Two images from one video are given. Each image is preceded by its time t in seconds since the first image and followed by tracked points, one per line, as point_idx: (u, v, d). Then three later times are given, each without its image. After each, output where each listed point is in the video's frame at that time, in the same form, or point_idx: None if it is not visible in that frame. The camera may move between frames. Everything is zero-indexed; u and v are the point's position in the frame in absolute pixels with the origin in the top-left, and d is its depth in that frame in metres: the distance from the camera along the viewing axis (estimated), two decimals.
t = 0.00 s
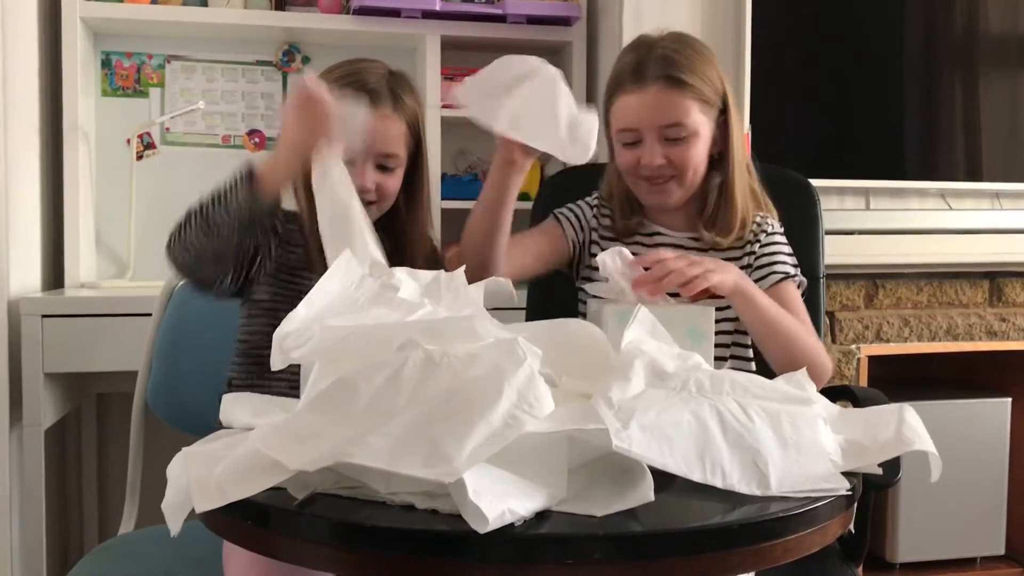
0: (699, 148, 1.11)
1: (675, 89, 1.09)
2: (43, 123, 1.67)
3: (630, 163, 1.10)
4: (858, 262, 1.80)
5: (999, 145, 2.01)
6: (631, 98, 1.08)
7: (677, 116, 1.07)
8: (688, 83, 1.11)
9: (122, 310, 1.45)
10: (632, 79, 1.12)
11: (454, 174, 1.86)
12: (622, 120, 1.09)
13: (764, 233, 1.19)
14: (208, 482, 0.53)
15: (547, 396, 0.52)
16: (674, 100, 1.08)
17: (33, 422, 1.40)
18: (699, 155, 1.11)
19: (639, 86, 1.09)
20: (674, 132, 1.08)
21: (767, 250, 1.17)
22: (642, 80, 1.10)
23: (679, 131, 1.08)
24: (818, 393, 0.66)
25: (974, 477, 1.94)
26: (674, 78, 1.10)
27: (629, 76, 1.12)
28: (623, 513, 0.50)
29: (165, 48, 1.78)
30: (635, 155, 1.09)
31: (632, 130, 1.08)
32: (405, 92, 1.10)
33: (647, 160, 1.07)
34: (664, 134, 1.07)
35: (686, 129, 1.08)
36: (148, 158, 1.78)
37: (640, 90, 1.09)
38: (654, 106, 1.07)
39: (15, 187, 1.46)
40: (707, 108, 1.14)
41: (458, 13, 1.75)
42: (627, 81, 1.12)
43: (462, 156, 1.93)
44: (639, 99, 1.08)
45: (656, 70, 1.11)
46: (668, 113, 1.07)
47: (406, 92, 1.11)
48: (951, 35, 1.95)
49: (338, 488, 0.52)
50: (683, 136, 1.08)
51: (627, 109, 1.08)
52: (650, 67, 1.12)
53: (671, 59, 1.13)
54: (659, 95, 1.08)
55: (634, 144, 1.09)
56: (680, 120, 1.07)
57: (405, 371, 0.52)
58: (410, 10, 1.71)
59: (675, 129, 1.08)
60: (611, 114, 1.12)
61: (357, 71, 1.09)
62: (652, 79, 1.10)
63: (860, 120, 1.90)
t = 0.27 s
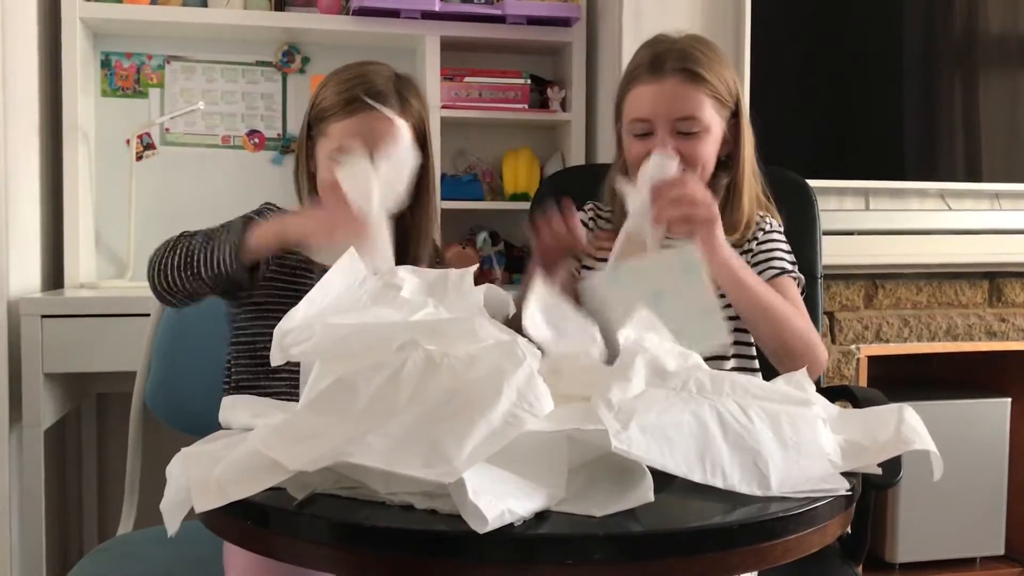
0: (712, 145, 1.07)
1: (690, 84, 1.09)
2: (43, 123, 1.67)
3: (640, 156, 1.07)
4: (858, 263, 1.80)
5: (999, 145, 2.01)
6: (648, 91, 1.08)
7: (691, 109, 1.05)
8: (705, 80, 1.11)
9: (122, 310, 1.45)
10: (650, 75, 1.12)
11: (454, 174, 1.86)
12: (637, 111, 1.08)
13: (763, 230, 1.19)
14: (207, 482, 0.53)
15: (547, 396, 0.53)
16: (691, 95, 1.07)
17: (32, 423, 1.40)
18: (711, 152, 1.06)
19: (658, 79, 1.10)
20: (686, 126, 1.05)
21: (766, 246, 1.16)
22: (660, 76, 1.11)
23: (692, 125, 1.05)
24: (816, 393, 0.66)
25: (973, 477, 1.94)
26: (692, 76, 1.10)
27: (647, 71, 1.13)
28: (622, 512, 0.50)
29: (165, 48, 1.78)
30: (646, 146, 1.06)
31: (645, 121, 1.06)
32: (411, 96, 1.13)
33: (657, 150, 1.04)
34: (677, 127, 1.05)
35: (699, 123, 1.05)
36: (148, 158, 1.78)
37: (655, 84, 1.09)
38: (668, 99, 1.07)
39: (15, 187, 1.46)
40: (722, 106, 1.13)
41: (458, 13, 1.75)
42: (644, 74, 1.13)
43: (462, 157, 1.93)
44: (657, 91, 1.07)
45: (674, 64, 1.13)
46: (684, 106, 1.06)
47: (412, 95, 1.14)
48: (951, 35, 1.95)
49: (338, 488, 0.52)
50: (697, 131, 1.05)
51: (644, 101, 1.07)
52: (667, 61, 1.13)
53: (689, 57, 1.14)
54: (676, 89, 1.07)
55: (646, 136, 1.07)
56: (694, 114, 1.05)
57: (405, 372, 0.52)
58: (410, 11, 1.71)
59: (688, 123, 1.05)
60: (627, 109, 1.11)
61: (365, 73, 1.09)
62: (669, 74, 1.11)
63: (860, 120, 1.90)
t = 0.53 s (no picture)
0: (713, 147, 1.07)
1: (691, 87, 1.09)
2: (43, 122, 1.67)
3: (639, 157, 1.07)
4: (858, 263, 1.80)
5: (999, 145, 2.01)
6: (648, 92, 1.08)
7: (692, 113, 1.05)
8: (707, 82, 1.11)
9: (121, 310, 1.45)
10: (651, 76, 1.12)
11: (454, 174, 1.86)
12: (636, 111, 1.07)
13: (758, 226, 1.19)
14: (207, 482, 0.53)
15: (547, 397, 0.52)
16: (693, 97, 1.07)
17: (33, 422, 1.40)
18: (710, 155, 1.06)
19: (659, 81, 1.09)
20: (688, 129, 1.05)
21: (759, 239, 1.16)
22: (662, 77, 1.10)
23: (694, 128, 1.05)
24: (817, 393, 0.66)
25: (973, 477, 1.94)
26: (693, 77, 1.10)
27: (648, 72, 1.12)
28: (623, 512, 0.50)
29: (165, 48, 1.78)
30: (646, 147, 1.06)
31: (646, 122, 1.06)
32: (412, 96, 1.11)
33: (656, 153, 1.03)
34: (678, 129, 1.05)
35: (700, 126, 1.05)
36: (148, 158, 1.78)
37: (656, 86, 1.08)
38: (669, 102, 1.06)
39: (15, 188, 1.46)
40: (722, 109, 1.12)
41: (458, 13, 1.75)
42: (645, 74, 1.13)
43: (462, 157, 1.93)
44: (657, 92, 1.07)
45: (677, 65, 1.12)
46: (685, 108, 1.05)
47: (412, 95, 1.12)
48: (951, 35, 1.95)
49: (338, 488, 0.52)
50: (698, 134, 1.05)
51: (644, 101, 1.07)
52: (669, 62, 1.13)
53: (690, 58, 1.13)
54: (677, 91, 1.07)
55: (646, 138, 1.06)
56: (696, 117, 1.05)
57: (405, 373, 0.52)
58: (410, 11, 1.71)
59: (689, 126, 1.05)
60: (627, 109, 1.11)
61: (365, 71, 1.09)
62: (672, 75, 1.10)
63: (860, 120, 1.90)
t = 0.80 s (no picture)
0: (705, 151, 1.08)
1: (686, 91, 1.08)
2: (43, 122, 1.67)
3: (634, 162, 1.08)
4: (858, 263, 1.80)
5: (998, 145, 2.01)
6: (639, 96, 1.08)
7: (686, 116, 1.05)
8: (700, 85, 1.11)
9: (121, 310, 1.45)
10: (643, 79, 1.11)
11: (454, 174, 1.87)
12: (631, 116, 1.07)
13: (755, 228, 1.19)
14: (206, 482, 0.53)
15: (548, 398, 0.53)
16: (686, 100, 1.07)
17: (32, 422, 1.40)
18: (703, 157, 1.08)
19: (652, 85, 1.09)
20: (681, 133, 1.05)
21: (758, 241, 1.16)
22: (654, 80, 1.10)
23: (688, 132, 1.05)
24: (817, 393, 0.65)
25: (973, 477, 1.94)
26: (686, 80, 1.09)
27: (641, 75, 1.12)
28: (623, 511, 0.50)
29: (165, 48, 1.78)
30: (640, 152, 1.07)
31: (640, 127, 1.06)
32: (413, 97, 1.11)
33: (649, 158, 1.04)
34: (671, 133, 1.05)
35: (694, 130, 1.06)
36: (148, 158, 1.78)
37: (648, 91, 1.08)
38: (663, 107, 1.06)
39: (15, 188, 1.46)
40: (715, 112, 1.12)
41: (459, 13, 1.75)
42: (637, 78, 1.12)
43: (462, 157, 1.93)
44: (650, 96, 1.07)
45: (669, 69, 1.11)
46: (679, 112, 1.05)
47: (413, 96, 1.12)
48: (951, 35, 1.95)
49: (338, 488, 0.52)
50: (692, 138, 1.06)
51: (637, 106, 1.07)
52: (663, 65, 1.12)
53: (683, 60, 1.13)
54: (671, 94, 1.07)
55: (640, 143, 1.07)
56: (689, 121, 1.05)
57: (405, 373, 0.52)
58: (410, 11, 1.71)
59: (683, 130, 1.05)
60: (621, 113, 1.11)
61: (366, 73, 1.09)
62: (663, 80, 1.09)
63: (860, 120, 1.90)
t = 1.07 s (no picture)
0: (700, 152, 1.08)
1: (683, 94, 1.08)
2: (43, 122, 1.67)
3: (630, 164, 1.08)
4: (858, 263, 1.80)
5: (998, 144, 2.01)
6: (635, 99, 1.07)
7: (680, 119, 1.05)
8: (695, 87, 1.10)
9: (121, 310, 1.45)
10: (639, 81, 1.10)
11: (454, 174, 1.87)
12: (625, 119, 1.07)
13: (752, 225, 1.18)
14: (206, 483, 0.53)
15: (548, 399, 0.52)
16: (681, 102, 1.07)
17: (32, 422, 1.40)
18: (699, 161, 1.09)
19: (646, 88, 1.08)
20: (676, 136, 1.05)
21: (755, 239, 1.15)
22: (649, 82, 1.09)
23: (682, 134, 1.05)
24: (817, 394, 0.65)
25: (974, 477, 1.94)
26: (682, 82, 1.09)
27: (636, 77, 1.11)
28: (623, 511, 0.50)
29: (165, 48, 1.78)
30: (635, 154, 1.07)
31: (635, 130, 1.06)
32: (411, 95, 1.12)
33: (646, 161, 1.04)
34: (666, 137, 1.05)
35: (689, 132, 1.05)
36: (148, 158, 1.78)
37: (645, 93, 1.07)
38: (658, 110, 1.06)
39: (15, 189, 1.46)
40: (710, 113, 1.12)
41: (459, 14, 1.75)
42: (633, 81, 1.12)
43: (462, 157, 1.93)
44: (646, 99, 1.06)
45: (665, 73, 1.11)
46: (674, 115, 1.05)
47: (411, 94, 1.13)
48: (951, 35, 1.95)
49: (338, 488, 0.52)
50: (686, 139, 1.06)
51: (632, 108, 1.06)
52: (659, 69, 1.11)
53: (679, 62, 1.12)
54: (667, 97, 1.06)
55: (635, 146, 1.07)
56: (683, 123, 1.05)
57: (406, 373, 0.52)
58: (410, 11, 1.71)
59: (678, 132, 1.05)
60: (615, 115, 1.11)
61: (366, 72, 1.10)
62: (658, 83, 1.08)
63: (860, 120, 1.90)
